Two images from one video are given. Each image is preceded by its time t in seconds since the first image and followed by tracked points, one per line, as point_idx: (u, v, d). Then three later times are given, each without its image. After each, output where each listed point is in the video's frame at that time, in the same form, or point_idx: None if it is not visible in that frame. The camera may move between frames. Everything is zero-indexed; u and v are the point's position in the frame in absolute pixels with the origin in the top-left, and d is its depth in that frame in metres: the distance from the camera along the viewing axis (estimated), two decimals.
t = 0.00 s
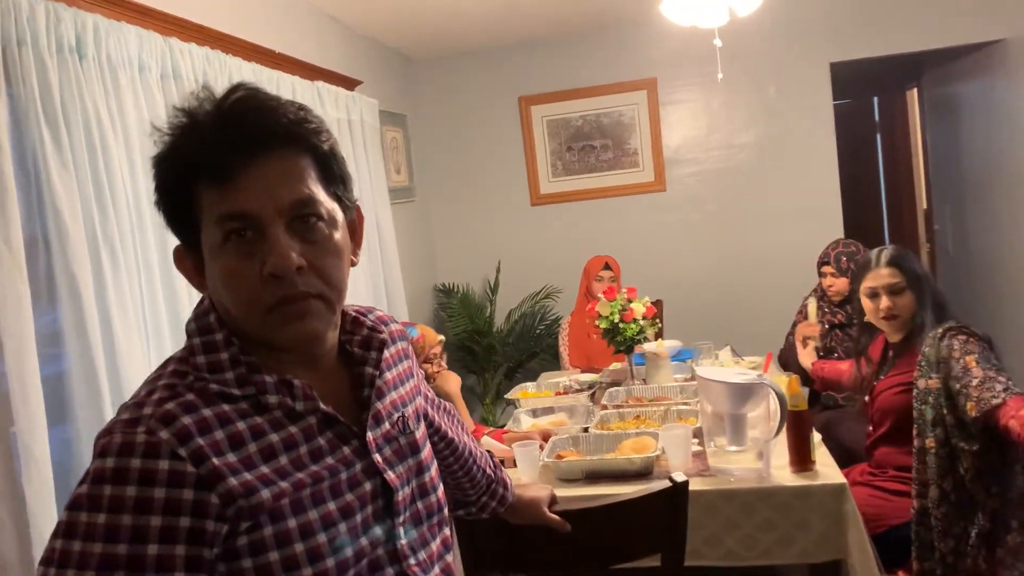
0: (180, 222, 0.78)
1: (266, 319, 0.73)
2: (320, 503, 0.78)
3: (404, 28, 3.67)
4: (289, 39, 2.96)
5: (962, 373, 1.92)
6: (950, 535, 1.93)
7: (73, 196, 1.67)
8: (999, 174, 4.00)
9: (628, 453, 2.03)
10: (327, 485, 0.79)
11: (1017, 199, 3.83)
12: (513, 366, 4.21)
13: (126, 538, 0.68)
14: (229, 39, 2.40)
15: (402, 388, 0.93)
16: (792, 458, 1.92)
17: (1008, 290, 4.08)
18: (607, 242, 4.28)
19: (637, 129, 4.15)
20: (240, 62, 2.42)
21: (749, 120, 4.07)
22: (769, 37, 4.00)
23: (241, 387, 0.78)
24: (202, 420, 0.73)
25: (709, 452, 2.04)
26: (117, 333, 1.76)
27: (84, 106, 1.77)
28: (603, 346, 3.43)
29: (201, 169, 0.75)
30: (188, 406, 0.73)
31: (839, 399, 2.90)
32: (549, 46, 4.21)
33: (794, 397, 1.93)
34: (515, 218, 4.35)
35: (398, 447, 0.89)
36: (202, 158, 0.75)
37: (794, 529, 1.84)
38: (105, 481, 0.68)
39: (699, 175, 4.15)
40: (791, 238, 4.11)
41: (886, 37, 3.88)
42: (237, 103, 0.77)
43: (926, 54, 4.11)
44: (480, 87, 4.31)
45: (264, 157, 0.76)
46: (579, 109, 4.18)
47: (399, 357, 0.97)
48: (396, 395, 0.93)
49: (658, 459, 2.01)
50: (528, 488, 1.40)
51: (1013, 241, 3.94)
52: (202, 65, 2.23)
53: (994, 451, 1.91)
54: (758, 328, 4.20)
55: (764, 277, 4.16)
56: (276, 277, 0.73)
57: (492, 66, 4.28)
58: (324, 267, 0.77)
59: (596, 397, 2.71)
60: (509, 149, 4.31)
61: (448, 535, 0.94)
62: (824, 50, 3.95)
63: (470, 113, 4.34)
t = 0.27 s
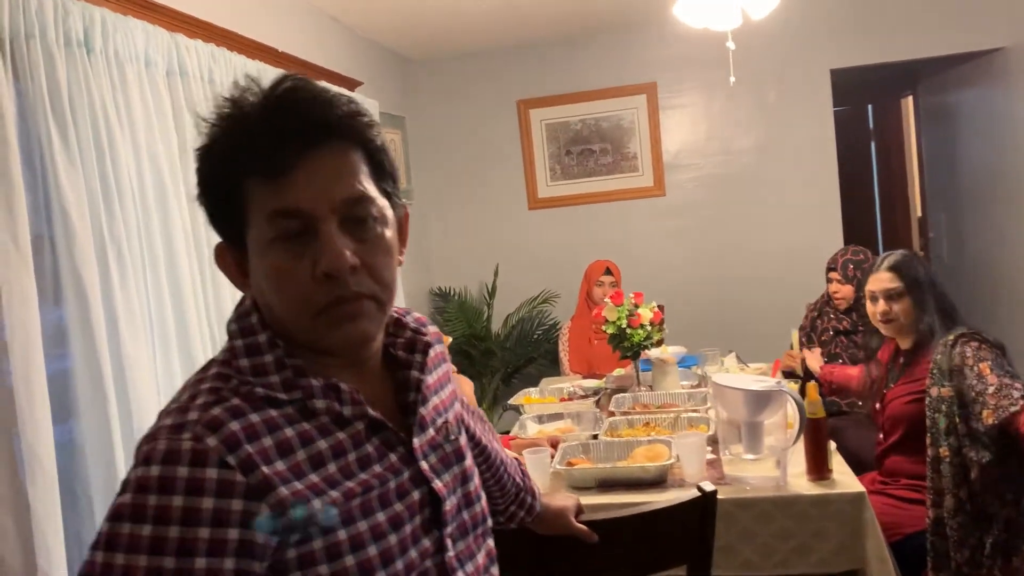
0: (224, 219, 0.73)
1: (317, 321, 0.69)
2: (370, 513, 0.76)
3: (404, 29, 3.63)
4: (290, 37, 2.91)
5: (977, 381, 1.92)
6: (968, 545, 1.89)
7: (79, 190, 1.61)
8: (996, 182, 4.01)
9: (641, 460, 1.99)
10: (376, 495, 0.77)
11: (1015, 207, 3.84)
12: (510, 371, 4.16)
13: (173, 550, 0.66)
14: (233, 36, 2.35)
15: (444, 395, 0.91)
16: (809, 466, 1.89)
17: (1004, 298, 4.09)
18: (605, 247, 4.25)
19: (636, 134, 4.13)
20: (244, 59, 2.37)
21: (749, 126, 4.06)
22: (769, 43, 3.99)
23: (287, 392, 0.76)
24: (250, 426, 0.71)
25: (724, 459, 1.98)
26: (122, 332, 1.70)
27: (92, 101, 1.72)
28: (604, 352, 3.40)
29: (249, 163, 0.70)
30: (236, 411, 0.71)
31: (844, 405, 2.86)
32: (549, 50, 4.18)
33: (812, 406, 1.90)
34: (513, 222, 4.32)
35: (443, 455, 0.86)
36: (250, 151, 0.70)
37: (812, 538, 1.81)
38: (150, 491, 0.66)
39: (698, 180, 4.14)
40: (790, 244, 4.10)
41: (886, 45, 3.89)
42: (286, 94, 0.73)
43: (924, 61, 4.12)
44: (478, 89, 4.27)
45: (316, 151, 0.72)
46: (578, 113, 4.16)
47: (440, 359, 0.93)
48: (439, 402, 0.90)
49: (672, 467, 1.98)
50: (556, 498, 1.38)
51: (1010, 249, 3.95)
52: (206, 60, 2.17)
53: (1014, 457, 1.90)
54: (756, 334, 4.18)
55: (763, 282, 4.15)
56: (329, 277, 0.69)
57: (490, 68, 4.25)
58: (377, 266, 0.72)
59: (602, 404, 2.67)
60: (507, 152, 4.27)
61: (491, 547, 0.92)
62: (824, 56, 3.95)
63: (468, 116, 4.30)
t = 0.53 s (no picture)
0: (258, 214, 0.70)
1: (364, 322, 0.67)
2: (403, 518, 0.74)
3: (382, 26, 3.58)
4: (268, 31, 2.84)
5: (960, 389, 1.93)
6: (955, 548, 1.92)
7: (64, 182, 1.55)
8: (962, 188, 4.10)
9: (631, 462, 1.98)
10: (409, 499, 0.75)
11: (981, 212, 3.93)
12: (485, 372, 4.14)
13: (208, 559, 0.63)
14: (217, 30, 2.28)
15: (467, 396, 0.90)
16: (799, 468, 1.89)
17: (969, 301, 4.18)
18: (580, 247, 4.25)
19: (612, 135, 4.14)
20: (227, 53, 2.30)
21: (723, 129, 4.10)
22: (744, 47, 4.03)
23: (318, 393, 0.74)
24: (284, 429, 0.69)
25: (713, 460, 1.99)
26: (107, 329, 1.65)
27: (76, 91, 1.65)
28: (582, 353, 3.39)
29: (295, 156, 0.67)
30: (269, 413, 0.69)
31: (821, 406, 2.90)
32: (526, 50, 4.17)
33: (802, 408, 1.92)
34: (488, 222, 4.29)
35: (471, 458, 0.85)
36: (297, 144, 0.67)
37: (803, 540, 1.82)
38: (183, 497, 0.64)
39: (673, 182, 4.16)
40: (763, 247, 4.13)
41: (859, 52, 3.94)
42: (333, 87, 0.71)
43: (894, 68, 4.19)
44: (454, 88, 4.24)
45: (365, 147, 0.69)
46: (555, 113, 4.15)
47: (462, 362, 0.93)
48: (461, 404, 0.89)
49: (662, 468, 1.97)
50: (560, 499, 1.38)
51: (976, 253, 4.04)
52: (189, 53, 2.10)
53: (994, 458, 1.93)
54: (729, 336, 4.21)
55: (736, 284, 4.18)
56: (379, 278, 0.67)
57: (467, 68, 4.22)
58: (422, 266, 0.71)
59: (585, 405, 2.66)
60: (483, 152, 4.24)
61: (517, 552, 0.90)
62: (798, 62, 4.00)
63: (444, 115, 4.27)
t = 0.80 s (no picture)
0: (275, 199, 0.69)
1: (389, 310, 0.70)
2: (414, 510, 0.73)
3: (317, 15, 3.50)
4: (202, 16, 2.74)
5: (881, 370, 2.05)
6: (886, 527, 2.02)
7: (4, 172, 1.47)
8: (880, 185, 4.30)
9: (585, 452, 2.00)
10: (419, 491, 0.74)
11: (898, 209, 4.13)
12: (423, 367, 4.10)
13: (227, 557, 0.61)
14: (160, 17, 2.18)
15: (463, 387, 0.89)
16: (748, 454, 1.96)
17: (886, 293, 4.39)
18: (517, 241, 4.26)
19: (548, 130, 4.16)
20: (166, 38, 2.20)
21: (657, 125, 4.17)
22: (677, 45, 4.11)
23: (326, 383, 0.72)
24: (297, 422, 0.67)
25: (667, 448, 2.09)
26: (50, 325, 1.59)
27: (13, 74, 1.56)
28: (524, 346, 3.40)
29: (324, 144, 0.68)
30: (281, 406, 0.67)
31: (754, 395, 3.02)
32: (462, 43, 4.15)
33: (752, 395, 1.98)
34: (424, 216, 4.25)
35: (471, 448, 0.84)
36: (327, 131, 0.68)
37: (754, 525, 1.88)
38: (197, 494, 0.61)
39: (609, 177, 4.21)
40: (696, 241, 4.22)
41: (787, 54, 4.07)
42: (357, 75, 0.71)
43: (817, 70, 4.36)
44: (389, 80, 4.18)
45: (393, 136, 0.70)
46: (491, 107, 4.14)
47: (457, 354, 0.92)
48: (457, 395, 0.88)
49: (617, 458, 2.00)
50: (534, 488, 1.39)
51: (894, 248, 4.24)
52: (130, 40, 2.01)
53: (928, 441, 2.04)
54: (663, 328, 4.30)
55: (670, 277, 4.27)
56: (406, 267, 0.69)
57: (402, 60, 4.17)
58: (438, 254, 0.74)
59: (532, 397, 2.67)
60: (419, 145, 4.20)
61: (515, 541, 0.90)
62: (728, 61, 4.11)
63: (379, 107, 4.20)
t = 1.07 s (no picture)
0: (290, 192, 0.72)
1: (400, 300, 0.75)
2: (418, 496, 0.74)
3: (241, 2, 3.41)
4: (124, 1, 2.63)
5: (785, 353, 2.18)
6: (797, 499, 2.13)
7: None
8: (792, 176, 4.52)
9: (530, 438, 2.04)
10: (421, 477, 0.76)
11: (809, 199, 4.35)
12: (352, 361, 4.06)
13: (250, 546, 0.63)
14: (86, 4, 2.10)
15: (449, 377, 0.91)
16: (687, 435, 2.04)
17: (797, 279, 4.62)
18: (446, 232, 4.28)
19: (475, 121, 4.20)
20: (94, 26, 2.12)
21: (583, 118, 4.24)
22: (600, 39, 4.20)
23: (330, 375, 0.73)
24: (308, 413, 0.68)
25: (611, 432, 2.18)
26: None
27: None
28: (457, 337, 3.42)
29: (344, 141, 0.72)
30: (292, 398, 0.68)
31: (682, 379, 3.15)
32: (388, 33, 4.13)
33: (690, 377, 2.06)
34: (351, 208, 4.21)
35: (462, 434, 0.87)
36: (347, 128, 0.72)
37: (694, 503, 1.97)
38: (218, 486, 0.63)
39: (536, 169, 4.27)
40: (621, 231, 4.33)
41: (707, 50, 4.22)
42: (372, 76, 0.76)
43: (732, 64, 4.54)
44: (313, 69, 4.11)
45: (406, 135, 0.75)
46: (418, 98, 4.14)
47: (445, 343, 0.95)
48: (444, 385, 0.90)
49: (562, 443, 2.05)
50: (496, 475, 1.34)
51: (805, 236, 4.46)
52: (58, 27, 1.93)
53: (834, 415, 2.17)
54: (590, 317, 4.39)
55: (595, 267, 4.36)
56: (418, 260, 0.74)
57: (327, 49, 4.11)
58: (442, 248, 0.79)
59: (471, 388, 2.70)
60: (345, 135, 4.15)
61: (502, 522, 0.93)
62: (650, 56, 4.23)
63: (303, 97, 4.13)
